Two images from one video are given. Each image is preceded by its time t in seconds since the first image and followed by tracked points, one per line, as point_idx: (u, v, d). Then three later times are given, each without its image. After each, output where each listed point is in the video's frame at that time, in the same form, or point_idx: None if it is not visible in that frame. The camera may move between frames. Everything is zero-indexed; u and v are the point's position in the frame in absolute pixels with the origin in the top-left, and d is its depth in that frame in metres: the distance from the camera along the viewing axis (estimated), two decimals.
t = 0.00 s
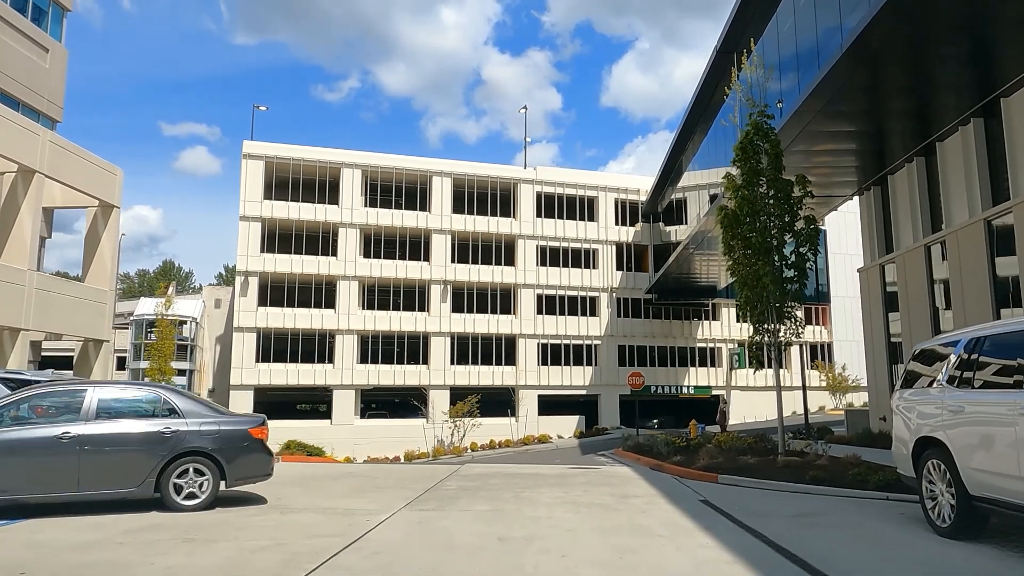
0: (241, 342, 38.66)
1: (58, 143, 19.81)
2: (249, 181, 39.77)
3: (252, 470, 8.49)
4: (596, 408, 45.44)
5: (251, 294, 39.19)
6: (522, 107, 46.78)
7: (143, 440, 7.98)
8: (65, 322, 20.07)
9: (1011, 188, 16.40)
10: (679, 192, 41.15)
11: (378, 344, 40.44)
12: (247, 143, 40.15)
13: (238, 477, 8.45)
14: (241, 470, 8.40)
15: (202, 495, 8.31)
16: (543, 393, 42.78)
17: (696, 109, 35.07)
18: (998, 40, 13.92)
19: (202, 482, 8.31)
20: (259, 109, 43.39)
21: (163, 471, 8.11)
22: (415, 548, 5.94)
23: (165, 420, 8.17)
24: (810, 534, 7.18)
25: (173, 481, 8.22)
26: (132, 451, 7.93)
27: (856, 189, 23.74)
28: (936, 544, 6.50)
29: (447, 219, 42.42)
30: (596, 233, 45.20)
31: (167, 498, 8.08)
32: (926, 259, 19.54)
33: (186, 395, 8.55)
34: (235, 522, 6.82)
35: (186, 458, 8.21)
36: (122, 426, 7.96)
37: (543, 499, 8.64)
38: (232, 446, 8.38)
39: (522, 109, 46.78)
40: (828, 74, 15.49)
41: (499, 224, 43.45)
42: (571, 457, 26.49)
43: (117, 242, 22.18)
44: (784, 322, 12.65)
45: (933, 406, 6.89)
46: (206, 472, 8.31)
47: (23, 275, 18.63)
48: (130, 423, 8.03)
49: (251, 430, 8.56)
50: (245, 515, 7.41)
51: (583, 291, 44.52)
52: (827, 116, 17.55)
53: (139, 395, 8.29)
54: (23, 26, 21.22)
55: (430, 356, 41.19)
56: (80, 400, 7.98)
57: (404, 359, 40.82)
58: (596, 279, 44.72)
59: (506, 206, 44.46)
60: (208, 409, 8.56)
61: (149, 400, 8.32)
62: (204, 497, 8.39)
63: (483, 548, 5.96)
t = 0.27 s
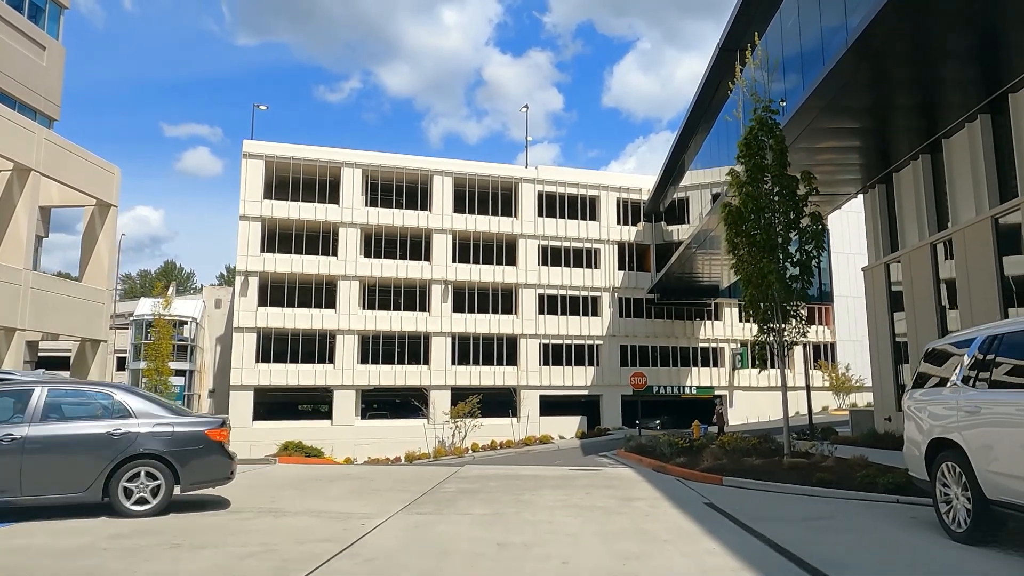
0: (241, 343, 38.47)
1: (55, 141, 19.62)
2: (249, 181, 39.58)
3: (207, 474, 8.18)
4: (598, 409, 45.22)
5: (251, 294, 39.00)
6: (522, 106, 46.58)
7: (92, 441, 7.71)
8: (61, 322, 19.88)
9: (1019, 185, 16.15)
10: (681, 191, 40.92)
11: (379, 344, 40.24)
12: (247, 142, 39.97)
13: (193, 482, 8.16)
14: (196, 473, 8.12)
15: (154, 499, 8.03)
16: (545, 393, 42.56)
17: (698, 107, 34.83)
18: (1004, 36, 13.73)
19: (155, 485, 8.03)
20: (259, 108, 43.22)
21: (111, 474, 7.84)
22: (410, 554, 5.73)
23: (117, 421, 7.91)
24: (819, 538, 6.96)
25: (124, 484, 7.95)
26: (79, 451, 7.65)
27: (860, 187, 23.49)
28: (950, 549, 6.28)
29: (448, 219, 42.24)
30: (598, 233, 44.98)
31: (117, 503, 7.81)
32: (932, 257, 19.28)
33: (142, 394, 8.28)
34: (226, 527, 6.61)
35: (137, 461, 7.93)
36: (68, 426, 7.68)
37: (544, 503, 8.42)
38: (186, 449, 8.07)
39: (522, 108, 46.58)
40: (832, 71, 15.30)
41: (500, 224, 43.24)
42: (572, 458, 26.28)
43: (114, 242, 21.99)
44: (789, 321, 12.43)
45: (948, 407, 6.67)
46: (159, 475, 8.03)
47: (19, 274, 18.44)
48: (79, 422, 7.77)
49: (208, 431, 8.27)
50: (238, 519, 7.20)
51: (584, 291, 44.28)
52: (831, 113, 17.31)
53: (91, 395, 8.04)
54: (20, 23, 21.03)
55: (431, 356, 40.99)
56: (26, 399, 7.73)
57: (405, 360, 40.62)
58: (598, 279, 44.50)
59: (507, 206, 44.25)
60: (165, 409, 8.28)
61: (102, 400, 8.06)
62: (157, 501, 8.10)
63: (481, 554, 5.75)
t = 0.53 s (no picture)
0: (241, 343, 38.23)
1: (50, 138, 19.38)
2: (249, 180, 39.35)
3: (156, 479, 7.88)
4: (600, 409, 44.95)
5: (251, 294, 38.76)
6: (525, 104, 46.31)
7: (32, 442, 7.45)
8: (57, 322, 19.63)
9: None
10: (684, 190, 40.64)
11: (380, 344, 40.00)
12: (247, 141, 39.75)
13: (141, 486, 7.83)
14: (145, 478, 7.81)
15: (100, 505, 7.72)
16: (547, 393, 42.25)
17: (701, 105, 34.54)
18: (1015, 31, 13.47)
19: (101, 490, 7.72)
20: (259, 107, 43.01)
21: (54, 478, 7.57)
22: (404, 562, 5.47)
23: (62, 422, 7.65)
24: (833, 544, 6.68)
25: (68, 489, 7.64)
26: (18, 454, 7.40)
27: (866, 185, 23.19)
28: (971, 557, 6.00)
29: (450, 218, 41.99)
30: (600, 232, 44.70)
31: (59, 507, 7.51)
32: (940, 255, 18.96)
33: (94, 395, 8.04)
34: (213, 533, 6.35)
35: (80, 465, 7.66)
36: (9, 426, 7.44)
37: (545, 506, 8.15)
38: (134, 452, 7.76)
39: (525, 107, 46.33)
40: (837, 67, 15.05)
41: (502, 223, 42.98)
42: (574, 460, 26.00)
43: (112, 241, 21.75)
44: (797, 319, 12.14)
45: (968, 408, 6.38)
46: (105, 480, 7.73)
47: (14, 273, 18.19)
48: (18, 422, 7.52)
49: (159, 435, 7.99)
50: (227, 525, 6.95)
51: (587, 291, 43.99)
52: (837, 108, 17.01)
53: (38, 396, 7.80)
54: (16, 20, 20.78)
55: (432, 356, 40.73)
56: None
57: (406, 360, 40.36)
58: (600, 278, 44.19)
59: (509, 205, 43.99)
60: (115, 411, 8.00)
61: (49, 401, 7.82)
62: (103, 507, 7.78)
63: (479, 562, 5.48)
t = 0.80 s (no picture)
0: (241, 343, 37.88)
1: (44, 135, 19.03)
2: (249, 178, 39.01)
3: (88, 485, 7.37)
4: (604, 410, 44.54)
5: (252, 294, 38.42)
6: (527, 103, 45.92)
7: None
8: (51, 321, 19.28)
9: None
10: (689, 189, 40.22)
11: (382, 344, 39.62)
12: (247, 140, 39.43)
13: (71, 494, 7.32)
14: (76, 484, 7.32)
15: (29, 513, 7.23)
16: (550, 394, 41.84)
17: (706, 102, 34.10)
18: None
19: (29, 498, 7.24)
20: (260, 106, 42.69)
21: None
22: None
23: None
24: (855, 553, 6.26)
25: None
26: None
27: (875, 181, 22.73)
28: (1005, 569, 5.58)
29: (452, 217, 41.63)
30: (604, 231, 44.29)
31: None
32: (953, 252, 18.49)
33: (32, 398, 7.66)
34: (193, 543, 5.96)
35: (9, 469, 7.24)
36: None
37: (548, 513, 7.75)
38: (64, 456, 7.27)
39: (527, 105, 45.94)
40: (846, 60, 14.64)
41: (505, 222, 42.60)
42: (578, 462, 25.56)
43: (107, 239, 21.39)
44: (810, 316, 11.71)
45: (1000, 409, 5.95)
46: (33, 486, 7.26)
47: (6, 271, 17.84)
48: None
49: (93, 438, 7.49)
50: (210, 533, 6.56)
51: (590, 290, 43.57)
52: (847, 101, 16.55)
53: None
54: (10, 15, 20.44)
55: (434, 356, 40.35)
56: None
57: (407, 360, 39.99)
58: (604, 278, 43.77)
59: (512, 204, 43.63)
60: (50, 414, 7.58)
61: None
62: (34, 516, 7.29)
63: None
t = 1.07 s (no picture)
0: (242, 343, 37.51)
1: (37, 130, 18.67)
2: (250, 177, 38.66)
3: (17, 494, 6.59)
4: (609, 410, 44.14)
5: (252, 293, 38.07)
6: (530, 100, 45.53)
7: None
8: (45, 320, 18.91)
9: None
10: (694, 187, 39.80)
11: (384, 344, 39.29)
12: (248, 138, 39.09)
13: None
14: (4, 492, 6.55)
15: None
16: (554, 394, 41.43)
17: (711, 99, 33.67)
18: None
19: None
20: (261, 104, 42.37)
21: None
22: None
23: None
24: (879, 564, 5.85)
25: None
26: None
27: (885, 177, 22.28)
28: None
29: (454, 216, 41.26)
30: (608, 229, 43.88)
31: None
32: (966, 248, 18.05)
33: None
34: (170, 554, 5.57)
35: None
36: None
37: (550, 519, 7.35)
38: None
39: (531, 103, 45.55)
40: (855, 52, 14.24)
41: (508, 221, 42.20)
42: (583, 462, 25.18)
43: (103, 236, 21.03)
44: (823, 313, 11.30)
45: None
46: None
47: None
48: None
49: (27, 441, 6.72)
50: (191, 542, 6.17)
51: (594, 289, 43.15)
52: (857, 94, 16.14)
53: None
54: (3, 8, 20.09)
55: (437, 356, 39.99)
56: None
57: (410, 360, 39.64)
58: (608, 277, 43.35)
59: (515, 203, 43.26)
60: None
61: None
62: None
63: None
